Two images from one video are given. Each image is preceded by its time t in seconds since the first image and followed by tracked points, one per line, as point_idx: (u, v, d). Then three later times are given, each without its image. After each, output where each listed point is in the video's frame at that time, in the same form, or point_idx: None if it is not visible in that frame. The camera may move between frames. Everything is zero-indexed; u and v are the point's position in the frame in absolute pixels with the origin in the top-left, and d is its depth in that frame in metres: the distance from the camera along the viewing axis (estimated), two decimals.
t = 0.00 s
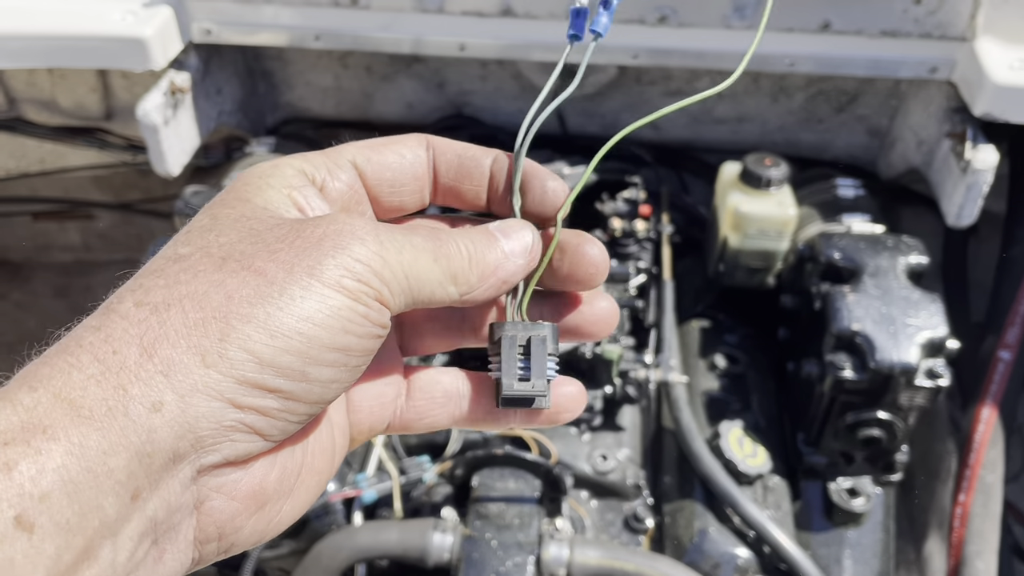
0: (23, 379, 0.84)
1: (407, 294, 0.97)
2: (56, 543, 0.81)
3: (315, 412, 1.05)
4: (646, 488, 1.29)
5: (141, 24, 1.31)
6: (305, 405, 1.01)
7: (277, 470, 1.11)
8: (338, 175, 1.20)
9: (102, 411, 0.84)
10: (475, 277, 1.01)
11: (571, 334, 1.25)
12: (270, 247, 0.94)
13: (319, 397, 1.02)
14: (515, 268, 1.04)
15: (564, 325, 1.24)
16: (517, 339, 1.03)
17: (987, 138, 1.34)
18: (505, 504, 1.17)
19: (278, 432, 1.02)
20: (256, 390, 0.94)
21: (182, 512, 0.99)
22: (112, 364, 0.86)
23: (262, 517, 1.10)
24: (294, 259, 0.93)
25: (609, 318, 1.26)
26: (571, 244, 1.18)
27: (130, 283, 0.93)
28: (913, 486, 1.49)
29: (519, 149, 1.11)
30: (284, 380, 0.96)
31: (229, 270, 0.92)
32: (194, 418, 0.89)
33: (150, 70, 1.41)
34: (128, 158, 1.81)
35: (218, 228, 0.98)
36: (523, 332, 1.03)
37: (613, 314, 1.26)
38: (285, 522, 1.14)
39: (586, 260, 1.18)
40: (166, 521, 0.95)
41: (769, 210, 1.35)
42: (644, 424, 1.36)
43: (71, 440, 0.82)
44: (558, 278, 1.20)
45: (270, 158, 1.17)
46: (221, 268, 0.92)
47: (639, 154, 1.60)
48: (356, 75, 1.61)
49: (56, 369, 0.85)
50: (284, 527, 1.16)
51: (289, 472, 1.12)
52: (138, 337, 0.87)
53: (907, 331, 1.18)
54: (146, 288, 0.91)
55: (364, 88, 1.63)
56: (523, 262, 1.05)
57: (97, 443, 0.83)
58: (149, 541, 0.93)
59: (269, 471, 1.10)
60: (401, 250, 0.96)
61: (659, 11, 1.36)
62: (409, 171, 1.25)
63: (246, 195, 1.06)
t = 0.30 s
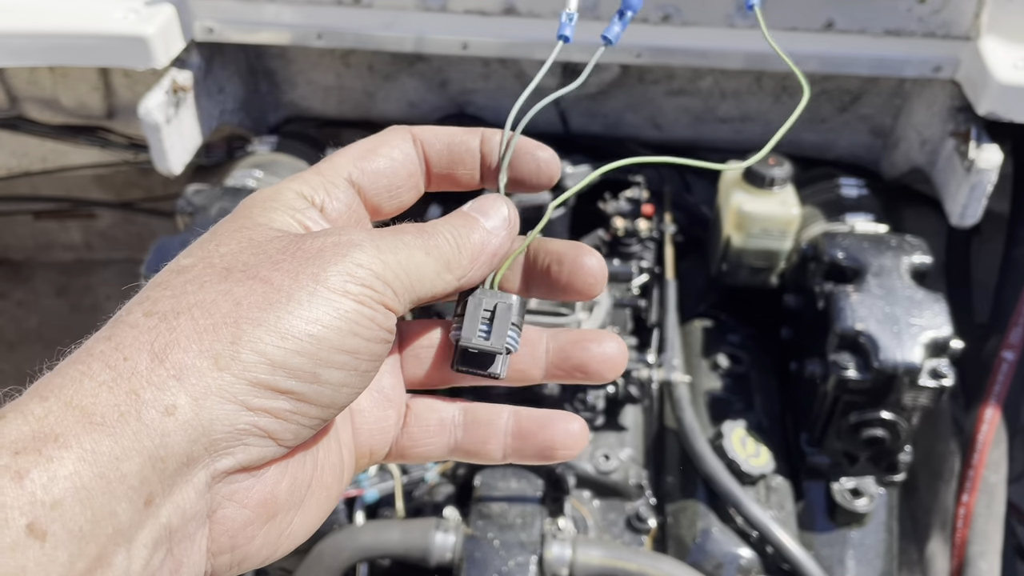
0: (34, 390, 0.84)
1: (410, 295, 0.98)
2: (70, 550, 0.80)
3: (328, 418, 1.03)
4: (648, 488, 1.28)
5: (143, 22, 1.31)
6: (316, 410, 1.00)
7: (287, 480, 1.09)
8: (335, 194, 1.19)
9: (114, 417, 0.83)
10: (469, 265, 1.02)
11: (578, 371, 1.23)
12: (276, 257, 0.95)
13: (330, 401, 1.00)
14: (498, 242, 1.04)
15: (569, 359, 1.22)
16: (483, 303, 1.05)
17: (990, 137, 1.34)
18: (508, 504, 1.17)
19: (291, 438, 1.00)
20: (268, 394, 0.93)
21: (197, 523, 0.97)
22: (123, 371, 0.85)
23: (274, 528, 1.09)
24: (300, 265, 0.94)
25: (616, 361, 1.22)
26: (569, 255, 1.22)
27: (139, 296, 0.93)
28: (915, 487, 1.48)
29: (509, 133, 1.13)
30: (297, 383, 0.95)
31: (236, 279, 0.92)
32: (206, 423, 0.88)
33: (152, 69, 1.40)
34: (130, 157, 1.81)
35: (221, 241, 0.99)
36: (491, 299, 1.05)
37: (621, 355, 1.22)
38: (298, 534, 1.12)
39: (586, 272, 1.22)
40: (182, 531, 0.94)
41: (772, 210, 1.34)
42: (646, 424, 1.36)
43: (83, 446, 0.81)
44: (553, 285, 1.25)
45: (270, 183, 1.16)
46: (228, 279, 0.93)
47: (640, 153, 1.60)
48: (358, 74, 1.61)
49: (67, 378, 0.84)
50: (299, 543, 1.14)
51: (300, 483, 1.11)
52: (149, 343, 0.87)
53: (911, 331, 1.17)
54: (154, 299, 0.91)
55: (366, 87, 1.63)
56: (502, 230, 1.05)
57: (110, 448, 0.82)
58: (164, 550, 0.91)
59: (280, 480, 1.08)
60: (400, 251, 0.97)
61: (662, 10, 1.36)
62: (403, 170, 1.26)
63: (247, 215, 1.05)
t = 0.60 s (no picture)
0: (30, 399, 0.84)
1: (408, 299, 0.98)
2: (68, 552, 0.78)
3: (328, 422, 1.02)
4: (649, 487, 1.29)
5: (146, 22, 1.31)
6: (315, 413, 0.98)
7: (292, 479, 1.06)
8: (340, 199, 1.20)
9: (108, 421, 0.82)
10: (472, 273, 1.01)
11: (587, 327, 1.24)
12: (270, 264, 0.95)
13: (328, 404, 0.99)
14: (503, 251, 1.04)
15: (577, 316, 1.24)
16: (506, 290, 1.11)
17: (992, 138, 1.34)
18: (509, 504, 1.17)
19: (290, 442, 0.99)
20: (264, 398, 0.92)
21: (198, 526, 0.94)
22: (116, 375, 0.84)
23: (280, 527, 1.06)
24: (295, 272, 0.93)
25: (623, 313, 1.24)
26: (565, 239, 1.22)
27: (135, 305, 0.93)
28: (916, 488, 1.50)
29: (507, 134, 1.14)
30: (293, 386, 0.94)
31: (230, 287, 0.92)
32: (202, 426, 0.87)
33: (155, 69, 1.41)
34: (132, 157, 1.81)
35: (217, 250, 0.98)
36: (508, 284, 1.12)
37: (628, 307, 1.24)
38: (309, 534, 1.09)
39: (583, 255, 1.21)
40: (183, 537, 0.91)
41: (773, 210, 1.34)
42: (647, 424, 1.36)
43: (78, 450, 0.80)
44: (552, 270, 1.25)
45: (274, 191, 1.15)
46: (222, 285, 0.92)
47: (642, 154, 1.60)
48: (360, 74, 1.61)
49: (61, 384, 0.84)
50: (311, 543, 1.11)
51: (307, 481, 1.08)
52: (142, 348, 0.86)
53: (912, 331, 1.18)
54: (149, 307, 0.91)
55: (367, 87, 1.63)
56: (509, 245, 1.04)
57: (105, 451, 0.81)
58: (164, 554, 0.88)
59: (285, 480, 1.05)
60: (398, 261, 0.96)
61: (664, 10, 1.36)
62: (403, 181, 1.26)
63: (247, 224, 1.05)
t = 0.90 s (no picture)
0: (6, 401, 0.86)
1: (391, 325, 0.95)
2: (34, 559, 0.80)
3: (300, 443, 1.00)
4: (649, 488, 1.29)
5: (146, 23, 1.32)
6: (283, 435, 0.97)
7: (267, 495, 1.04)
8: (354, 197, 1.20)
9: (72, 431, 0.83)
10: (470, 322, 0.98)
11: (607, 328, 1.24)
12: (250, 277, 0.94)
13: (297, 427, 0.97)
14: (513, 320, 1.01)
15: (600, 316, 1.24)
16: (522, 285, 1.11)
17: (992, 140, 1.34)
18: (508, 505, 1.17)
19: (258, 462, 0.98)
20: (227, 419, 0.91)
21: (164, 539, 0.93)
22: (82, 385, 0.86)
23: (252, 543, 1.03)
24: (272, 288, 0.92)
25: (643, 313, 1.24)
26: (610, 225, 1.24)
27: (119, 309, 0.94)
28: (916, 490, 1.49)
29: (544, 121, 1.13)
30: (256, 410, 0.92)
31: (206, 298, 0.92)
32: (162, 443, 0.87)
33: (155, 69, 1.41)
34: (133, 157, 1.81)
35: (209, 256, 0.98)
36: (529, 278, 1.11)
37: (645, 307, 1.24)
38: (284, 548, 1.07)
39: (627, 240, 1.24)
40: (150, 549, 0.92)
41: (773, 211, 1.34)
42: (647, 425, 1.36)
43: (42, 457, 0.82)
44: (597, 262, 1.28)
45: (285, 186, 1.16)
46: (197, 297, 0.92)
47: (643, 155, 1.60)
48: (360, 75, 1.61)
49: (34, 389, 0.86)
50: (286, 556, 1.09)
51: (284, 498, 1.06)
52: (109, 360, 0.87)
53: (912, 333, 1.18)
54: (127, 314, 0.92)
55: (368, 88, 1.63)
56: (523, 317, 1.02)
57: (67, 461, 0.82)
58: (129, 567, 0.89)
59: (257, 497, 1.03)
60: (388, 288, 0.94)
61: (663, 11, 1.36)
62: (430, 186, 1.25)
63: (247, 222, 1.05)
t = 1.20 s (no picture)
0: (13, 421, 0.83)
1: (403, 349, 0.93)
2: None
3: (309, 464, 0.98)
4: (648, 490, 1.29)
5: (147, 24, 1.32)
6: (295, 458, 0.95)
7: (276, 511, 1.02)
8: (355, 203, 1.19)
9: (85, 455, 0.81)
10: (474, 351, 0.99)
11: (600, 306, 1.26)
12: (262, 297, 0.91)
13: (309, 451, 0.95)
14: (507, 365, 1.04)
15: (593, 298, 1.26)
16: (517, 297, 1.08)
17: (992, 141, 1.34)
18: (507, 506, 1.17)
19: (268, 484, 0.95)
20: (240, 444, 0.88)
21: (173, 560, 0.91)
22: (95, 409, 0.83)
23: (260, 560, 1.02)
24: (285, 312, 0.89)
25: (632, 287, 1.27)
26: (614, 223, 1.18)
27: (126, 326, 0.91)
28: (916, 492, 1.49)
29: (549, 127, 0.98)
30: (270, 435, 0.90)
31: (219, 320, 0.89)
32: (176, 468, 0.84)
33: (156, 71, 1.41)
34: (133, 158, 1.82)
35: (220, 270, 0.95)
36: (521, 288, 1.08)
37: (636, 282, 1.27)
38: (289, 560, 1.06)
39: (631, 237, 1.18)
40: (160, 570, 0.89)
41: (772, 213, 1.35)
42: (646, 427, 1.36)
43: (55, 481, 0.79)
44: (595, 256, 1.21)
45: (285, 191, 1.14)
46: (210, 319, 0.89)
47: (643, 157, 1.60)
48: (361, 77, 1.61)
49: (43, 410, 0.83)
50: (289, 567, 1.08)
51: (292, 512, 1.04)
52: (121, 383, 0.84)
53: (911, 335, 1.18)
54: (137, 333, 0.89)
55: (368, 89, 1.63)
56: (515, 363, 1.06)
57: (80, 486, 0.80)
58: None
59: (266, 516, 1.01)
60: (400, 314, 0.92)
61: (663, 13, 1.35)
62: (427, 187, 1.25)
63: (253, 229, 1.03)
